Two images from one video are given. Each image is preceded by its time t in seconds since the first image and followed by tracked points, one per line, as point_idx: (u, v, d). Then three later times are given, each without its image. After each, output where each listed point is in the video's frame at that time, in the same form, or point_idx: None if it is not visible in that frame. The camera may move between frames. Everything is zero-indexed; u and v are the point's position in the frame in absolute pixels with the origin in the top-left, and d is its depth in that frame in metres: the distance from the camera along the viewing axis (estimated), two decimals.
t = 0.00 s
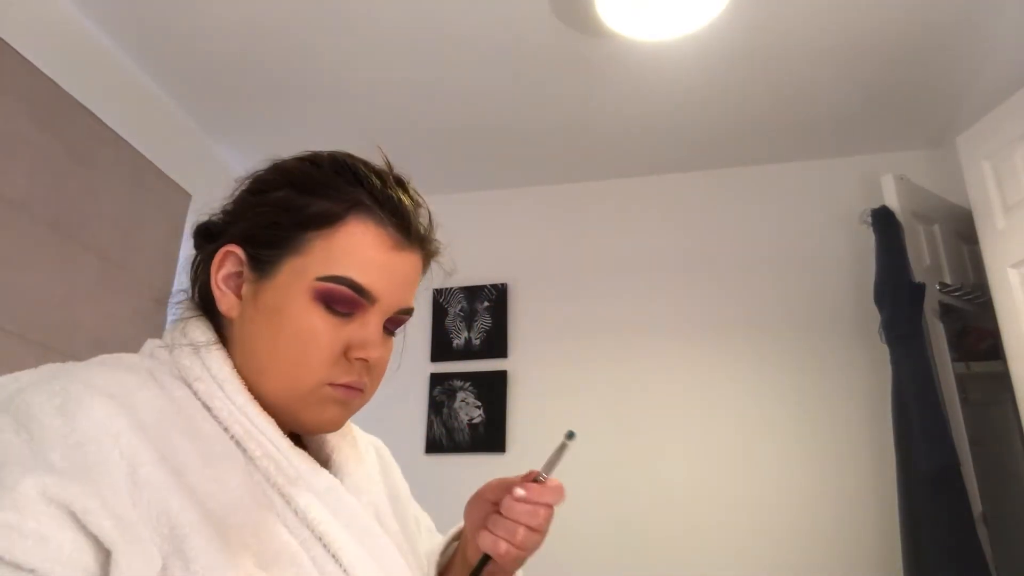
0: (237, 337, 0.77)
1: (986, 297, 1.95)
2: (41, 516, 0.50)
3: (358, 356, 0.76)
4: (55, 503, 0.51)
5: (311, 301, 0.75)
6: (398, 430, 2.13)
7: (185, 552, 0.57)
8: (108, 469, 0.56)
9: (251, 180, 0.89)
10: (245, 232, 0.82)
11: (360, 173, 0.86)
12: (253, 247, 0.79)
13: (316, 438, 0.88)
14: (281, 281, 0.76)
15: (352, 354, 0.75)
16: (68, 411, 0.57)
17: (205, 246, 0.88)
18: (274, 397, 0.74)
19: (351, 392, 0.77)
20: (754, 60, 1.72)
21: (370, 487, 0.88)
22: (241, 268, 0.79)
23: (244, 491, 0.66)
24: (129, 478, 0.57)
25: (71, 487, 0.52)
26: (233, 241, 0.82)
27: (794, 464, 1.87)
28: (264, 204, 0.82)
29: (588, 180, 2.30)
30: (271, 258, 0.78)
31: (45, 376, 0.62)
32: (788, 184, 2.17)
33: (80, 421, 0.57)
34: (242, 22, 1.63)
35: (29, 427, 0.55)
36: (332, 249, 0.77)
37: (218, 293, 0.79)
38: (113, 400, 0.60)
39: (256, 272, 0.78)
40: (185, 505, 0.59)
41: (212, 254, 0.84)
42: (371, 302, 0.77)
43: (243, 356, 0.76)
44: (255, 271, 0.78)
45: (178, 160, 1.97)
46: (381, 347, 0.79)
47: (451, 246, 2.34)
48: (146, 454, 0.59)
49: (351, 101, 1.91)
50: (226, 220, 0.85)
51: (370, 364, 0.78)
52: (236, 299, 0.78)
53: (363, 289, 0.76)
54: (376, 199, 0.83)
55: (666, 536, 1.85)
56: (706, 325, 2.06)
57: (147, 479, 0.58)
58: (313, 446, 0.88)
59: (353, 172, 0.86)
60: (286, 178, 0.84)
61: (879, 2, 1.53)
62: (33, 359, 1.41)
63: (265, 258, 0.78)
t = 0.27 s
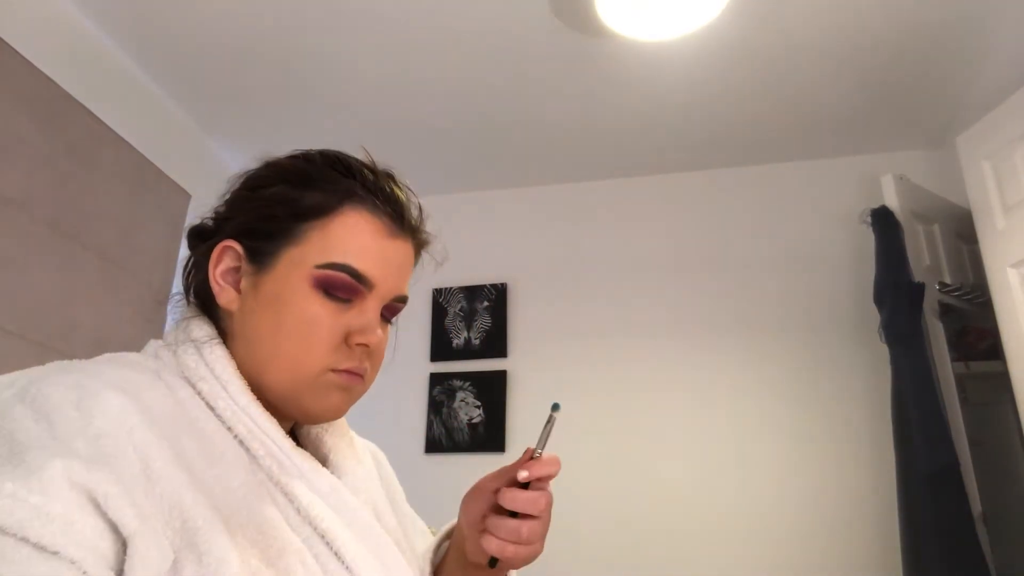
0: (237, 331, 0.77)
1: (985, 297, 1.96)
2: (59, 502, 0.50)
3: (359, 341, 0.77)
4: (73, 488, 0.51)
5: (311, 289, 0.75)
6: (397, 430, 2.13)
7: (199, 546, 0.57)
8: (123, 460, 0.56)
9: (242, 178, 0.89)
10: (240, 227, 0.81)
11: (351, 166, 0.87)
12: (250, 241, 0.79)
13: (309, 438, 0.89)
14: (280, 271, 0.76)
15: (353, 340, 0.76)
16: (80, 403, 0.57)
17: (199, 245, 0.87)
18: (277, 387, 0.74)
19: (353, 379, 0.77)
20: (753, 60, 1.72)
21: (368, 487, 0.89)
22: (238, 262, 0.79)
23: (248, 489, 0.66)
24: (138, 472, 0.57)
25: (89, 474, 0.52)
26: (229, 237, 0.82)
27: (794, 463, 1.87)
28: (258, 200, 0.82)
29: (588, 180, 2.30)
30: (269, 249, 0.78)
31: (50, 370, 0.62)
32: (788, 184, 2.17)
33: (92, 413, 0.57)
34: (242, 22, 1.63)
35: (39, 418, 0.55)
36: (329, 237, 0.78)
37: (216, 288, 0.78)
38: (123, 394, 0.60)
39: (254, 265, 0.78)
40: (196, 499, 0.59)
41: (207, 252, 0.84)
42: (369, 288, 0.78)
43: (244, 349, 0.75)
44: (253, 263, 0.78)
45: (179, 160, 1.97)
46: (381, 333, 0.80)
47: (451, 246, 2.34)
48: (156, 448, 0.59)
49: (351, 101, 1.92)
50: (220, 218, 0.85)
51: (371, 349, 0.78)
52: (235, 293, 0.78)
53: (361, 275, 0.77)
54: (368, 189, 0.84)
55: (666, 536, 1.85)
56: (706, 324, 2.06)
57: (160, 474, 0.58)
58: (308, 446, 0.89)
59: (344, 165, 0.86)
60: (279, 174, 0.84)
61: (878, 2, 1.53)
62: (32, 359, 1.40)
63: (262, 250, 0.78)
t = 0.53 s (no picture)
0: (221, 323, 0.75)
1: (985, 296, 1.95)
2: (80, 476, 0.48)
3: (345, 328, 0.74)
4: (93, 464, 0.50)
5: (294, 276, 0.73)
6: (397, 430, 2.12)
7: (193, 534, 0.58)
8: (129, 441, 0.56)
9: (226, 172, 0.88)
10: (224, 220, 0.80)
11: (333, 156, 0.86)
12: (232, 232, 0.78)
13: (303, 436, 0.87)
14: (263, 260, 0.75)
15: (338, 327, 0.73)
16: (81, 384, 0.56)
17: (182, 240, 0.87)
18: (261, 376, 0.72)
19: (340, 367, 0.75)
20: (758, 60, 1.70)
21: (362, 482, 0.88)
22: (221, 254, 0.78)
23: (237, 480, 0.66)
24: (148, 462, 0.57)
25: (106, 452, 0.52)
26: (212, 229, 0.81)
27: (796, 464, 1.86)
28: (238, 191, 0.82)
29: (588, 179, 2.29)
30: (252, 239, 0.77)
31: (41, 355, 0.59)
32: (789, 183, 2.16)
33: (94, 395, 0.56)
34: (241, 21, 1.61)
35: (42, 396, 0.53)
36: (310, 223, 0.76)
37: (200, 280, 0.77)
38: (123, 377, 0.60)
39: (236, 256, 0.77)
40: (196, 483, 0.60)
41: (189, 244, 0.83)
42: (353, 275, 0.76)
43: (229, 341, 0.74)
44: (235, 253, 0.77)
45: (177, 159, 1.95)
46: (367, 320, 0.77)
47: (450, 245, 2.33)
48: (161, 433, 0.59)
49: (350, 100, 1.90)
50: (205, 212, 0.84)
51: (357, 335, 0.76)
52: (219, 284, 0.76)
53: (345, 261, 0.75)
54: (349, 177, 0.82)
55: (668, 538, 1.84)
56: (707, 325, 2.04)
57: (159, 458, 0.58)
58: (303, 443, 0.87)
59: (327, 154, 0.85)
60: (261, 165, 0.83)
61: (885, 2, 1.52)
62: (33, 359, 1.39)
63: (245, 241, 0.77)
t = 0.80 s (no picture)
0: (224, 326, 0.75)
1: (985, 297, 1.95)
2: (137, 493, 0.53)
3: (350, 331, 0.75)
4: (145, 480, 0.54)
5: (300, 279, 0.73)
6: (397, 430, 2.12)
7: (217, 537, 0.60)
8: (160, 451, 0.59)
9: (222, 167, 0.86)
10: (223, 219, 0.79)
11: (334, 154, 0.84)
12: (233, 233, 0.77)
13: (296, 433, 0.87)
14: (267, 264, 0.74)
15: (343, 331, 0.74)
16: (106, 398, 0.59)
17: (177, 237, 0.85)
18: (266, 378, 0.72)
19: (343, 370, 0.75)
20: (755, 60, 1.71)
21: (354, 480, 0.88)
22: (222, 255, 0.77)
23: (242, 481, 0.66)
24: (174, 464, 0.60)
25: (152, 466, 0.56)
26: (211, 228, 0.79)
27: (795, 464, 1.86)
28: (239, 189, 0.80)
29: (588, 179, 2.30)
30: (254, 242, 0.75)
31: (55, 364, 0.60)
32: (788, 183, 2.16)
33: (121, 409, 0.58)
34: (241, 22, 1.62)
35: (78, 410, 0.56)
36: (315, 226, 0.75)
37: (200, 282, 0.76)
38: (143, 389, 0.62)
39: (239, 259, 0.76)
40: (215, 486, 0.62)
41: (187, 242, 0.81)
42: (359, 279, 0.76)
43: (233, 344, 0.74)
44: (239, 254, 0.76)
45: (178, 160, 1.96)
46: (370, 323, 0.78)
47: (451, 245, 2.34)
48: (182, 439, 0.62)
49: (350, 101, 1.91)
50: (202, 210, 0.83)
51: (360, 339, 0.76)
52: (221, 287, 0.76)
53: (351, 266, 0.75)
54: (353, 178, 0.81)
55: (667, 537, 1.85)
56: (707, 325, 2.05)
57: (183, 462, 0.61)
58: (302, 443, 0.87)
59: (327, 152, 0.83)
60: (260, 163, 0.81)
61: (882, 3, 1.53)
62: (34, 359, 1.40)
63: (247, 243, 0.76)
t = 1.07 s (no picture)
0: (221, 323, 0.74)
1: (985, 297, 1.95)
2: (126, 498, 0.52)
3: (349, 330, 0.74)
4: (134, 485, 0.54)
5: (300, 278, 0.73)
6: (397, 430, 2.12)
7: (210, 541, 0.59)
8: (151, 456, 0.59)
9: (218, 163, 0.85)
10: (220, 215, 0.78)
11: (332, 151, 0.83)
12: (231, 230, 0.76)
13: (293, 433, 0.87)
14: (266, 261, 0.74)
15: (343, 329, 0.74)
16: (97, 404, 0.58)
17: (172, 234, 0.84)
18: (265, 379, 0.72)
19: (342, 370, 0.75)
20: (756, 60, 1.71)
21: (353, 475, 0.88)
22: (220, 252, 0.76)
23: (239, 484, 0.66)
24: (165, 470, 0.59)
25: (142, 471, 0.55)
26: (207, 225, 0.79)
27: (796, 464, 1.86)
28: (237, 186, 0.79)
29: (588, 179, 2.29)
30: (252, 239, 0.75)
31: (42, 369, 0.59)
32: (788, 184, 2.16)
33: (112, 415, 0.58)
34: (241, 21, 1.61)
35: (67, 416, 0.55)
36: (315, 224, 0.75)
37: (197, 280, 0.75)
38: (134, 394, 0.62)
39: (237, 256, 0.75)
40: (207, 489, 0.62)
41: (183, 239, 0.80)
42: (359, 278, 0.76)
43: (231, 342, 0.73)
44: (237, 252, 0.75)
45: (177, 160, 1.96)
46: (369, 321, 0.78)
47: (451, 245, 2.34)
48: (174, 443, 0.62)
49: (350, 101, 1.91)
50: (199, 206, 0.82)
51: (360, 337, 0.76)
52: (218, 284, 0.75)
53: (351, 264, 0.75)
54: (352, 175, 0.80)
55: (668, 538, 1.84)
56: (707, 325, 2.05)
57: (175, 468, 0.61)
58: (300, 442, 0.87)
59: (325, 148, 0.83)
60: (257, 159, 0.81)
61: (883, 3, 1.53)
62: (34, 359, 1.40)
63: (245, 240, 0.75)
